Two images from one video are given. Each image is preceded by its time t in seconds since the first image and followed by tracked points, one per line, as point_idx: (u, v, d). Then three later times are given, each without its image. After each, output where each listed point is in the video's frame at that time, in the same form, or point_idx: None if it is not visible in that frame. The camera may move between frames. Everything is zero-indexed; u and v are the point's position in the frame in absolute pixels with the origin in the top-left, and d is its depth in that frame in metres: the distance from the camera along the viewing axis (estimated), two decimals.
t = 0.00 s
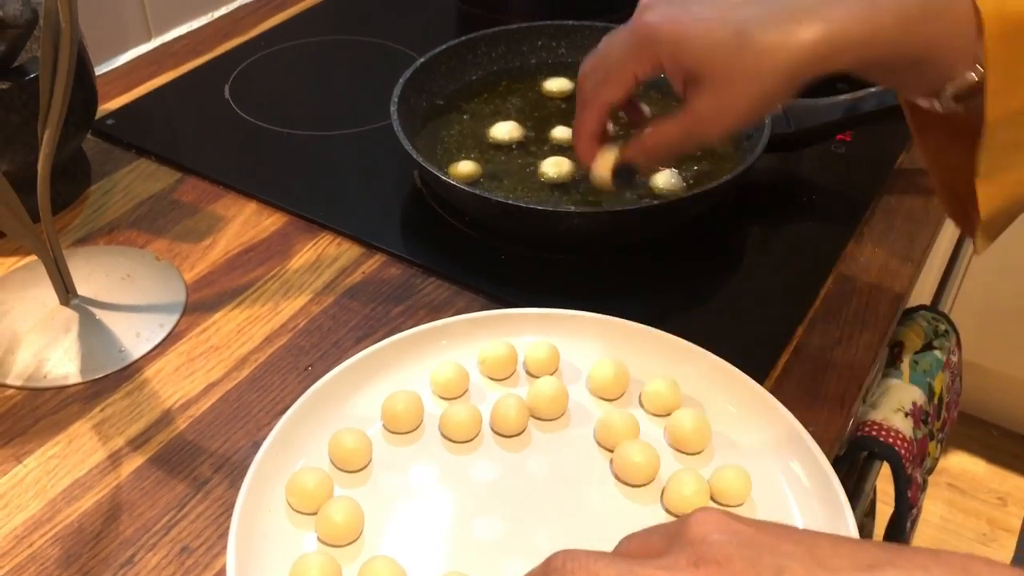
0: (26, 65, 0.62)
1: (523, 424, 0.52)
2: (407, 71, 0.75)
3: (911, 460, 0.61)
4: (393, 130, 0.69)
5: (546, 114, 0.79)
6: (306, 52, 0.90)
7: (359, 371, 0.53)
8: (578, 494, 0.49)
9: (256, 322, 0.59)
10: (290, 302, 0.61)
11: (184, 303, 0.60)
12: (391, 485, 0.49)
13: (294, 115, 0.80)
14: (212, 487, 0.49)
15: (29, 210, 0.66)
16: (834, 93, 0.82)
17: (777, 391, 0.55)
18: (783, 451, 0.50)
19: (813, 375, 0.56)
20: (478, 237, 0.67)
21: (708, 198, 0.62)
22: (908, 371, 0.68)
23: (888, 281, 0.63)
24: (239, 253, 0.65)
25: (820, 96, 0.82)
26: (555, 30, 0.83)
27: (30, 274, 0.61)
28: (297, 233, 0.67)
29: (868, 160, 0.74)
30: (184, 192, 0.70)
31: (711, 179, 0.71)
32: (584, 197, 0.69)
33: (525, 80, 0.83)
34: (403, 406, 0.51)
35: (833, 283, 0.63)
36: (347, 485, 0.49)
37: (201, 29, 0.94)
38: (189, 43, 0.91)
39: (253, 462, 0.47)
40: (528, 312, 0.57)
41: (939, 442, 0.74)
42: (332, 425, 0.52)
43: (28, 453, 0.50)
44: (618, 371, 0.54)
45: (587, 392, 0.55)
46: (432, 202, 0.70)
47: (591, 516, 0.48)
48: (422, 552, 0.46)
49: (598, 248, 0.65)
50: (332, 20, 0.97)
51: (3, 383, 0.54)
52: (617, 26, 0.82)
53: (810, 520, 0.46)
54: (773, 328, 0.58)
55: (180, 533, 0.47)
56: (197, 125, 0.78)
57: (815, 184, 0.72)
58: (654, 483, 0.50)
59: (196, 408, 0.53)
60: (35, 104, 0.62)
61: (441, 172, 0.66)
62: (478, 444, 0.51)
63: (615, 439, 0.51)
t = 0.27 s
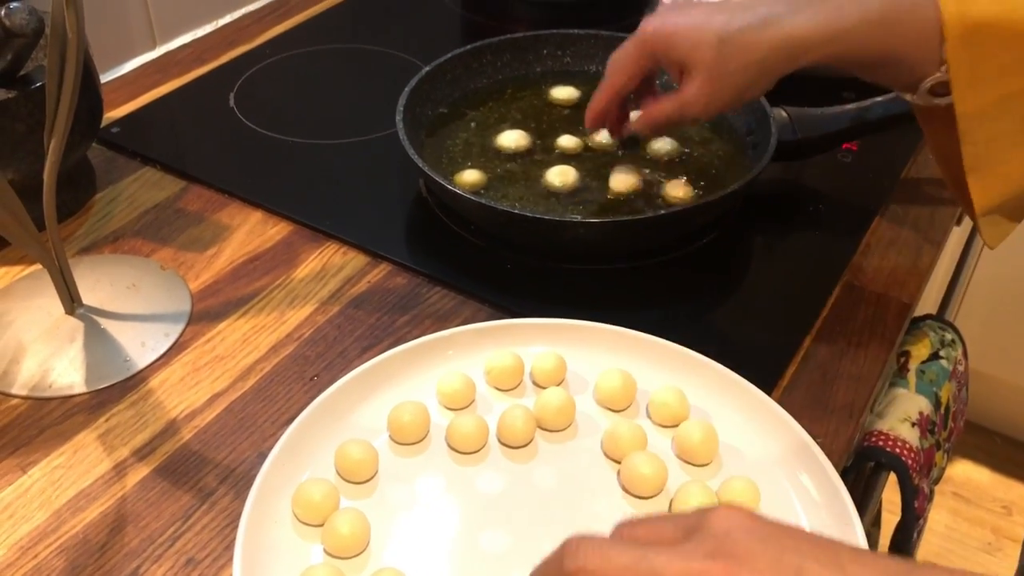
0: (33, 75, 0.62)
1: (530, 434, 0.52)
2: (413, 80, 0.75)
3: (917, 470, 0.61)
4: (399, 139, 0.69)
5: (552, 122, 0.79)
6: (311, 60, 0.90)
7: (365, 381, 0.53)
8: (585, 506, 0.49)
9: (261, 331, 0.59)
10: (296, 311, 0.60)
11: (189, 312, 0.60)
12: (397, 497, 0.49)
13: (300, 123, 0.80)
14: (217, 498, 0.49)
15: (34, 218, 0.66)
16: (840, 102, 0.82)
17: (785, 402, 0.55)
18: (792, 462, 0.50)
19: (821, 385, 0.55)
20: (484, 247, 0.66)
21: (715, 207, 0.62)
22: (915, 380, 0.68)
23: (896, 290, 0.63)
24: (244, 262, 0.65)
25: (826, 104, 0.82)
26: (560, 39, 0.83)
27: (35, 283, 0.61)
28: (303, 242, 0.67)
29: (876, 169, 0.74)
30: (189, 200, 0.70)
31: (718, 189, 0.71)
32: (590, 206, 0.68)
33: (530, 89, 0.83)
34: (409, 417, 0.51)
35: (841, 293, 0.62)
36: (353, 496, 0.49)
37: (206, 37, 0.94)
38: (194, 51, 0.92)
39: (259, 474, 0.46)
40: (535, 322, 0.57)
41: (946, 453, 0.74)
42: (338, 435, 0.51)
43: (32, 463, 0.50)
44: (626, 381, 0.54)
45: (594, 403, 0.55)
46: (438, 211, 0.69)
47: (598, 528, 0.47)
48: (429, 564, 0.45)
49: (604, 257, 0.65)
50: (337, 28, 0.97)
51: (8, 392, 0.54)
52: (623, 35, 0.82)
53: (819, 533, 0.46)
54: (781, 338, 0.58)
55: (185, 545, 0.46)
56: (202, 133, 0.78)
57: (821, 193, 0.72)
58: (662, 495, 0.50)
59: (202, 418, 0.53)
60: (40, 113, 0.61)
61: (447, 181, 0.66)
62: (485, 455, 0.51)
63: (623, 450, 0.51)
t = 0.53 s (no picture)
0: (35, 82, 0.62)
1: (531, 441, 0.52)
2: (414, 86, 0.75)
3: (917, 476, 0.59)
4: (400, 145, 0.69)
5: (553, 128, 0.80)
6: (314, 66, 0.91)
7: (367, 387, 0.53)
8: (585, 512, 0.49)
9: (263, 337, 0.59)
10: (298, 317, 0.61)
11: (191, 318, 0.60)
12: (398, 503, 0.49)
13: (301, 129, 0.81)
14: (218, 504, 0.49)
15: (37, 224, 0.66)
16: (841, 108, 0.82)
17: (785, 409, 0.55)
18: (792, 470, 0.50)
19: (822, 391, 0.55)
20: (485, 253, 0.67)
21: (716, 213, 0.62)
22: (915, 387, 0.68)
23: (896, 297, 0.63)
24: (246, 268, 0.65)
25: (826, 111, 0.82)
26: (562, 45, 0.84)
27: (37, 289, 0.61)
28: (304, 248, 0.67)
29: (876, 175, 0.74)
30: (191, 206, 0.70)
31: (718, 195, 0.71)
32: (590, 212, 0.69)
33: (531, 95, 0.83)
34: (410, 422, 0.51)
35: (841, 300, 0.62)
36: (354, 502, 0.49)
37: (208, 43, 0.94)
38: (196, 56, 0.92)
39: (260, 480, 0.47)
40: (536, 328, 0.57)
41: (947, 460, 0.73)
42: (339, 441, 0.52)
43: (34, 469, 0.50)
44: (627, 388, 0.54)
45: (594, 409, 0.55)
46: (439, 217, 0.70)
47: (598, 534, 0.48)
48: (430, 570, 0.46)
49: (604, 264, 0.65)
50: (340, 33, 0.97)
51: (10, 398, 0.54)
52: (624, 41, 0.83)
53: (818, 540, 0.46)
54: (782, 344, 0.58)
55: (186, 551, 0.47)
56: (204, 139, 0.78)
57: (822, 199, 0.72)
58: (661, 502, 0.50)
59: (203, 424, 0.53)
60: (43, 120, 0.62)
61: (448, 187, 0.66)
62: (486, 461, 0.51)
63: (623, 457, 0.51)
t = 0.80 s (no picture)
0: (34, 87, 0.62)
1: (527, 446, 0.52)
2: (412, 91, 0.75)
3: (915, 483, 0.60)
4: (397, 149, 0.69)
5: (550, 133, 0.80)
6: (312, 71, 0.91)
7: (363, 392, 0.53)
8: (582, 517, 0.49)
9: (261, 341, 0.59)
10: (295, 321, 0.61)
11: (188, 322, 0.60)
12: (394, 508, 0.49)
13: (300, 133, 0.81)
14: (215, 509, 0.49)
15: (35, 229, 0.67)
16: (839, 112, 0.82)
17: (781, 413, 0.55)
18: (788, 475, 0.50)
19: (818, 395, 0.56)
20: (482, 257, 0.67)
21: (712, 218, 0.63)
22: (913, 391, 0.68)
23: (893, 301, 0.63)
24: (243, 272, 0.65)
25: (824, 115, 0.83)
26: (559, 50, 0.84)
27: (35, 294, 0.61)
28: (302, 252, 0.67)
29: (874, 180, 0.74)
30: (189, 211, 0.71)
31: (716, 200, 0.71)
32: (588, 216, 0.69)
33: (529, 99, 0.83)
34: (407, 427, 0.51)
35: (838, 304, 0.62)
36: (351, 507, 0.49)
37: (207, 47, 0.95)
38: (195, 61, 0.92)
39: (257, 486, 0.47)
40: (533, 333, 0.57)
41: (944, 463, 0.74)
42: (335, 447, 0.52)
43: (31, 473, 0.50)
44: (623, 393, 0.54)
45: (591, 414, 0.55)
46: (437, 222, 0.70)
47: (594, 539, 0.48)
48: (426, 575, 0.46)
49: (601, 269, 0.65)
50: (338, 38, 0.97)
51: (7, 403, 0.54)
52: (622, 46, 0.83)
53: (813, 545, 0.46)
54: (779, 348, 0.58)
55: (183, 555, 0.47)
56: (202, 144, 0.78)
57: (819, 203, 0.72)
58: (658, 506, 0.50)
59: (200, 428, 0.53)
60: (41, 125, 0.62)
61: (445, 191, 0.67)
62: (482, 466, 0.51)
63: (620, 461, 0.51)
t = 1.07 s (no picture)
0: (39, 93, 0.63)
1: (529, 451, 0.52)
2: (414, 96, 0.75)
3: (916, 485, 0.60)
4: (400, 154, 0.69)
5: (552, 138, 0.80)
6: (316, 76, 0.91)
7: (366, 397, 0.54)
8: (582, 522, 0.49)
9: (264, 346, 0.59)
10: (298, 326, 0.61)
11: (192, 327, 0.60)
12: (397, 513, 0.49)
13: (303, 138, 0.81)
14: (219, 513, 0.49)
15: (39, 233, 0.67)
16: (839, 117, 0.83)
17: (783, 418, 0.55)
18: (790, 479, 0.50)
19: (820, 400, 0.56)
20: (485, 262, 0.67)
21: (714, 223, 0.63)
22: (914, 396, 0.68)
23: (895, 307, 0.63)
24: (247, 277, 0.65)
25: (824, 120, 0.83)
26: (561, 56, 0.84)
27: (39, 298, 0.61)
28: (305, 257, 0.67)
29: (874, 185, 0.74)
30: (192, 216, 0.71)
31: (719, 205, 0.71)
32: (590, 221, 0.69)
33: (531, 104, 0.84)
34: (410, 432, 0.51)
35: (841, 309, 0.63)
36: (354, 512, 0.49)
37: (210, 53, 0.95)
38: (198, 66, 0.92)
39: (260, 490, 0.47)
40: (536, 337, 0.57)
41: (947, 468, 0.74)
42: (339, 451, 0.52)
43: (36, 478, 0.51)
44: (625, 398, 0.54)
45: (593, 419, 0.55)
46: (440, 227, 0.70)
47: (597, 544, 0.48)
48: None
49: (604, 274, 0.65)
50: (341, 43, 0.97)
51: (12, 408, 0.54)
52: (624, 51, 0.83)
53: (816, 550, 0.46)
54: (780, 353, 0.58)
55: (187, 560, 0.47)
56: (205, 149, 0.79)
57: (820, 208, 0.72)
58: (660, 511, 0.50)
59: (204, 433, 0.53)
60: (46, 131, 0.62)
61: (448, 197, 0.67)
62: (484, 471, 0.52)
63: (621, 467, 0.51)
